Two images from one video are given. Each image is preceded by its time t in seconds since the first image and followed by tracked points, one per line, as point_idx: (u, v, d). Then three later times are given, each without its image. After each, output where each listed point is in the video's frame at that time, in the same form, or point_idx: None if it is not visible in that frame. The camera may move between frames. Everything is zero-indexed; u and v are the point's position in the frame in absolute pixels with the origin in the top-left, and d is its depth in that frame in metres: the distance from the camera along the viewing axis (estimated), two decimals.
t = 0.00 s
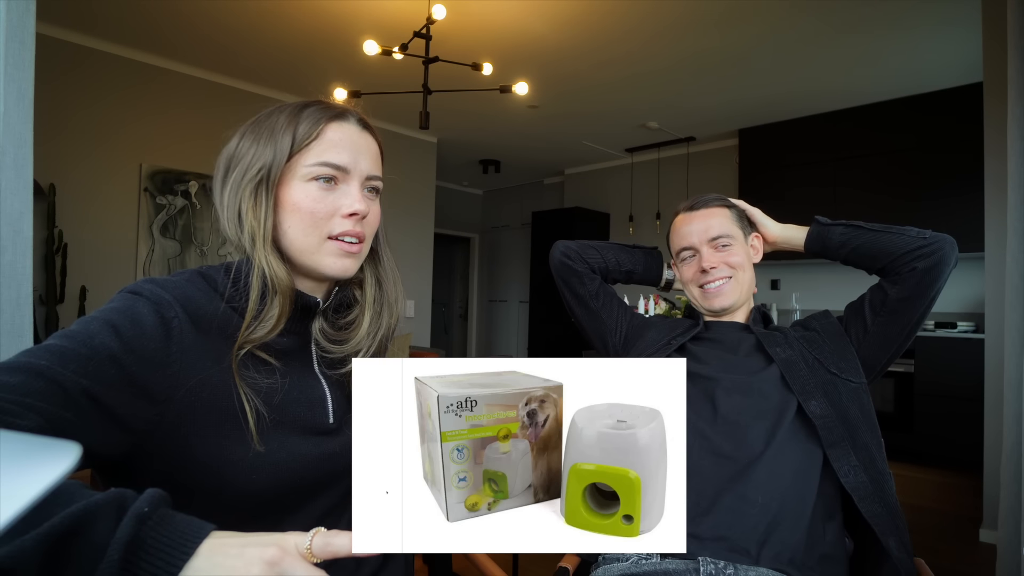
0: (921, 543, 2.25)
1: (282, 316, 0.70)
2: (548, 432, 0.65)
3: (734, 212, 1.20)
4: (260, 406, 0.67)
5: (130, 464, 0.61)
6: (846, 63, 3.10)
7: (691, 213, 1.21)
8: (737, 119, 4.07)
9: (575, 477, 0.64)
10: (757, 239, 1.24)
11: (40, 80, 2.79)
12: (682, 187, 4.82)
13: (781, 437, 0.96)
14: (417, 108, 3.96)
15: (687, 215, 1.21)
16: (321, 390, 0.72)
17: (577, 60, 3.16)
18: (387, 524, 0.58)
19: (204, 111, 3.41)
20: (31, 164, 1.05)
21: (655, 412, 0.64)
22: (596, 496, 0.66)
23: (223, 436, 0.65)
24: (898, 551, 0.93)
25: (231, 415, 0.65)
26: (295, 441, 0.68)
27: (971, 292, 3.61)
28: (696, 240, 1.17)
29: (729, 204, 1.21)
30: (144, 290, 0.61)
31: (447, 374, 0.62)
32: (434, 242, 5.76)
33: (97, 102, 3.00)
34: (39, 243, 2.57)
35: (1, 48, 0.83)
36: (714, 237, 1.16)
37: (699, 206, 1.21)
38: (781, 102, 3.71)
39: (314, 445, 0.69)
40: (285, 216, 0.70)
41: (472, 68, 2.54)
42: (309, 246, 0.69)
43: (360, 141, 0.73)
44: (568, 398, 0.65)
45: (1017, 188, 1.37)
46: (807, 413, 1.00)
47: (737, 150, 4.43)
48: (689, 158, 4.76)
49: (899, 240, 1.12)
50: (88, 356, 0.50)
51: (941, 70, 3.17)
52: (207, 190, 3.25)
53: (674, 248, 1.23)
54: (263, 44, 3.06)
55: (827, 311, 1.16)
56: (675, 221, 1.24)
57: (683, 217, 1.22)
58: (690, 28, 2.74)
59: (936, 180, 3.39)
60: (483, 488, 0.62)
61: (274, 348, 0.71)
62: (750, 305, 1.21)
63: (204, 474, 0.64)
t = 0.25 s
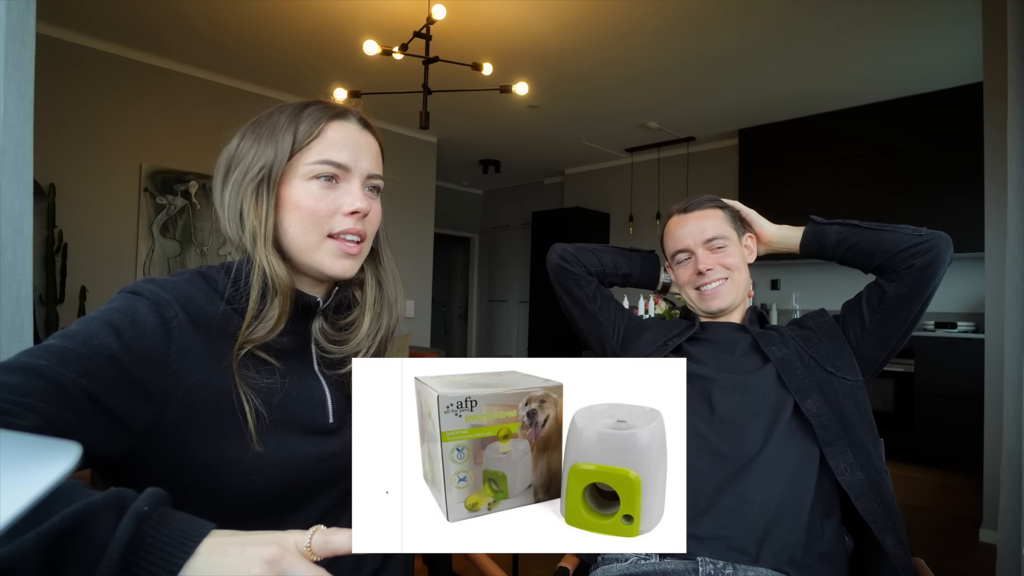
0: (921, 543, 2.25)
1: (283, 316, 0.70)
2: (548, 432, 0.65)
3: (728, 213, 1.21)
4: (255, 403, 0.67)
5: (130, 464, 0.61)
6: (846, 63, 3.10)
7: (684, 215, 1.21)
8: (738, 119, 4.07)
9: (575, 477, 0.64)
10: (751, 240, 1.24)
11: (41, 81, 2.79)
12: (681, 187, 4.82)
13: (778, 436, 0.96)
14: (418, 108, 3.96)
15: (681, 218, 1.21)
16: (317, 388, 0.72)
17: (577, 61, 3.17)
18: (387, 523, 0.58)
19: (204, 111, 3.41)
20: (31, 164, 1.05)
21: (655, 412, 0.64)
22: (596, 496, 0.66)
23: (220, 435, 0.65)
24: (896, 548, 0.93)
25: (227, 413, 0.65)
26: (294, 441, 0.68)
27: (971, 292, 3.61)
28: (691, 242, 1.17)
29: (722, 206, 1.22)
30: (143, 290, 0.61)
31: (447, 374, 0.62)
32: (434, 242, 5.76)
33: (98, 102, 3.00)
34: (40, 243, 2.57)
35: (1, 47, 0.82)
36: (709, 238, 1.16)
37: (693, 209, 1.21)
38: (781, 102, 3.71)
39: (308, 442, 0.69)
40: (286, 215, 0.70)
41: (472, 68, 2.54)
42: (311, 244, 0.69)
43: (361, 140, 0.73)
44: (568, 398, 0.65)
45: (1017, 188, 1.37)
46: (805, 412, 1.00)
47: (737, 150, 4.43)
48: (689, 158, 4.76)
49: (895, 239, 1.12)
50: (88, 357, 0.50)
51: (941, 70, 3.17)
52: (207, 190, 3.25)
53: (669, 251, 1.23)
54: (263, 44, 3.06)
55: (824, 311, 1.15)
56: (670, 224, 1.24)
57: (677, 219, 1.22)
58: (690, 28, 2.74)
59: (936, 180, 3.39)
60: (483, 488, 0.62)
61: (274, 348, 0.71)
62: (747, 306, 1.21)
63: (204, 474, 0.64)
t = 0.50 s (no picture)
0: (921, 543, 2.25)
1: (291, 318, 0.70)
2: (548, 432, 0.65)
3: (721, 214, 1.20)
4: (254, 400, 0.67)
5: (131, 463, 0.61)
6: (847, 63, 3.10)
7: (678, 218, 1.20)
8: (738, 119, 4.07)
9: (575, 476, 0.64)
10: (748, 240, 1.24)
11: (41, 81, 2.80)
12: (681, 187, 4.82)
13: (777, 436, 0.96)
14: (418, 108, 3.96)
15: (674, 220, 1.20)
16: (315, 387, 0.72)
17: (577, 61, 3.17)
18: (387, 523, 0.60)
19: (204, 111, 3.41)
20: (31, 164, 1.05)
21: (655, 412, 0.64)
22: (596, 496, 0.66)
23: (223, 434, 0.65)
24: (896, 546, 0.93)
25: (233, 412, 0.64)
26: (295, 440, 0.68)
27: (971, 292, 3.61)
28: (686, 245, 1.17)
29: (715, 206, 1.21)
30: (143, 289, 0.61)
31: (447, 374, 0.62)
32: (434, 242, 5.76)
33: (98, 102, 3.00)
34: (40, 243, 2.57)
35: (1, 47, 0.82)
36: (704, 241, 1.16)
37: (687, 211, 1.20)
38: (781, 102, 3.71)
39: (307, 439, 0.69)
40: (296, 210, 0.69)
41: (472, 68, 2.54)
42: (321, 239, 0.69)
43: (368, 137, 0.73)
44: (567, 398, 0.65)
45: (1016, 188, 1.37)
46: (803, 412, 1.00)
47: (737, 150, 4.43)
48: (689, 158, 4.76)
49: (894, 239, 1.13)
50: (88, 356, 0.50)
51: (941, 70, 3.17)
52: (207, 190, 3.25)
53: (664, 253, 1.22)
54: (263, 44, 3.06)
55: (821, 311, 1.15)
56: (663, 226, 1.23)
57: (670, 222, 1.21)
58: (690, 28, 2.74)
59: (936, 181, 3.39)
60: (483, 488, 0.62)
61: (274, 347, 0.71)
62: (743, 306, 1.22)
63: (204, 474, 0.64)
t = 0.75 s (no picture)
0: (921, 543, 2.25)
1: (294, 316, 0.70)
2: (548, 432, 0.65)
3: (720, 214, 1.20)
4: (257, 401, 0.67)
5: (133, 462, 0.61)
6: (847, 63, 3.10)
7: (677, 218, 1.20)
8: (738, 119, 4.07)
9: (575, 477, 0.64)
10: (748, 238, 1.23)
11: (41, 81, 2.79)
12: (681, 188, 4.82)
13: (778, 436, 0.96)
14: (417, 108, 3.96)
15: (674, 220, 1.20)
16: (317, 387, 0.71)
17: (576, 61, 3.17)
18: (387, 522, 0.60)
19: (203, 111, 3.41)
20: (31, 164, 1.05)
21: (655, 412, 0.64)
22: (596, 496, 0.66)
23: (225, 434, 0.65)
24: (896, 546, 0.93)
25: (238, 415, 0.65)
26: (296, 440, 0.68)
27: (971, 292, 3.61)
28: (686, 245, 1.17)
29: (714, 206, 1.21)
30: (146, 289, 0.61)
31: (447, 374, 0.62)
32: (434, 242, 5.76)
33: (98, 102, 3.00)
34: (39, 244, 2.57)
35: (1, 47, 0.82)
36: (704, 240, 1.16)
37: (686, 210, 1.20)
38: (781, 102, 3.71)
39: (309, 439, 0.68)
40: (304, 212, 0.69)
41: (472, 68, 2.54)
42: (328, 240, 0.69)
43: (376, 140, 0.73)
44: (568, 398, 0.65)
45: (1016, 188, 1.37)
46: (803, 412, 1.00)
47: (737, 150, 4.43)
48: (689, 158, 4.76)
49: (897, 239, 1.13)
50: (90, 356, 0.50)
51: (941, 70, 3.17)
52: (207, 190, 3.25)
53: (663, 253, 1.22)
54: (263, 44, 3.06)
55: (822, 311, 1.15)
56: (662, 226, 1.23)
57: (670, 222, 1.21)
58: (690, 28, 2.74)
59: (936, 181, 3.39)
60: (483, 488, 0.62)
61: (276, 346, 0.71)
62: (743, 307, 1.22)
63: (204, 474, 0.64)
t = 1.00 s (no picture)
0: (921, 543, 2.25)
1: (302, 316, 0.70)
2: (548, 432, 0.65)
3: (720, 213, 1.20)
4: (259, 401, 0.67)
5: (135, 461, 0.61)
6: (846, 63, 3.10)
7: (677, 217, 1.20)
8: (738, 119, 4.07)
9: (575, 477, 0.64)
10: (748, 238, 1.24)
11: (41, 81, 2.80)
12: (682, 187, 4.82)
13: (777, 436, 0.96)
14: (417, 108, 3.96)
15: (673, 220, 1.20)
16: (318, 388, 0.71)
17: (576, 60, 3.17)
18: (387, 522, 0.60)
19: (203, 111, 3.41)
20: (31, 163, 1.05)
21: (655, 412, 0.64)
22: (596, 496, 0.66)
23: (227, 434, 0.65)
24: (895, 547, 0.93)
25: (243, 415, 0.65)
26: (297, 441, 0.68)
27: (970, 292, 3.61)
28: (685, 244, 1.16)
29: (714, 206, 1.21)
30: (150, 288, 0.61)
31: (447, 374, 0.62)
32: (433, 242, 5.76)
33: (98, 102, 3.00)
34: (40, 243, 2.57)
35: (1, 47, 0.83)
36: (703, 240, 1.15)
37: (686, 210, 1.20)
38: (781, 102, 3.71)
39: (309, 440, 0.68)
40: (309, 214, 0.69)
41: (472, 68, 2.54)
42: (333, 242, 0.69)
43: (383, 142, 0.73)
44: (568, 398, 0.65)
45: (1017, 189, 1.37)
46: (803, 413, 1.00)
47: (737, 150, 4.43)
48: (689, 158, 4.76)
49: (900, 241, 1.13)
50: (93, 356, 0.50)
51: (941, 70, 3.17)
52: (207, 190, 3.25)
53: (663, 253, 1.22)
54: (263, 45, 3.06)
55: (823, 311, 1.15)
56: (662, 226, 1.23)
57: (669, 221, 1.21)
58: (690, 28, 2.74)
59: (936, 181, 3.39)
60: (483, 488, 0.62)
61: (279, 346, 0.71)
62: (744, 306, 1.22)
63: (205, 474, 0.64)
